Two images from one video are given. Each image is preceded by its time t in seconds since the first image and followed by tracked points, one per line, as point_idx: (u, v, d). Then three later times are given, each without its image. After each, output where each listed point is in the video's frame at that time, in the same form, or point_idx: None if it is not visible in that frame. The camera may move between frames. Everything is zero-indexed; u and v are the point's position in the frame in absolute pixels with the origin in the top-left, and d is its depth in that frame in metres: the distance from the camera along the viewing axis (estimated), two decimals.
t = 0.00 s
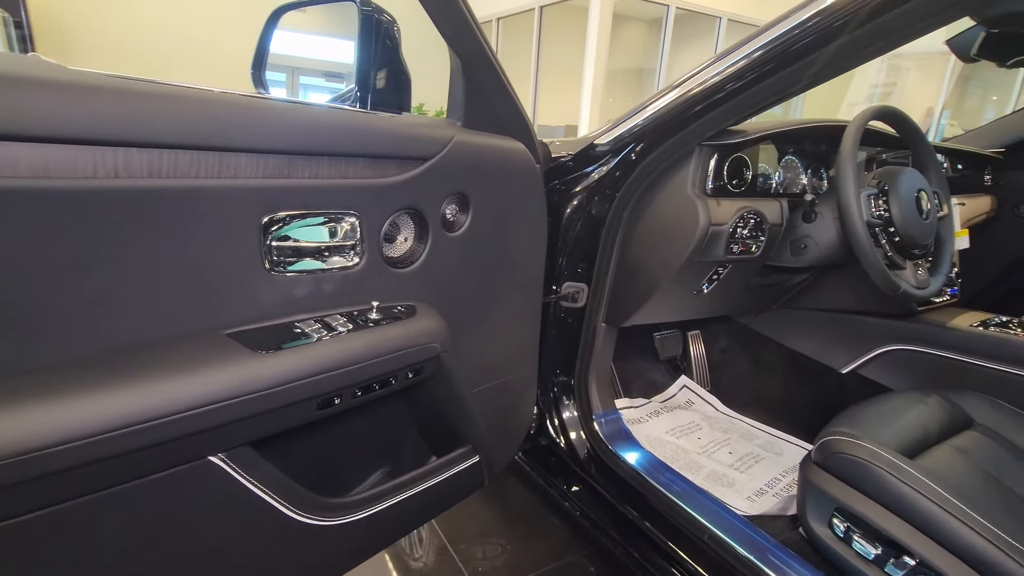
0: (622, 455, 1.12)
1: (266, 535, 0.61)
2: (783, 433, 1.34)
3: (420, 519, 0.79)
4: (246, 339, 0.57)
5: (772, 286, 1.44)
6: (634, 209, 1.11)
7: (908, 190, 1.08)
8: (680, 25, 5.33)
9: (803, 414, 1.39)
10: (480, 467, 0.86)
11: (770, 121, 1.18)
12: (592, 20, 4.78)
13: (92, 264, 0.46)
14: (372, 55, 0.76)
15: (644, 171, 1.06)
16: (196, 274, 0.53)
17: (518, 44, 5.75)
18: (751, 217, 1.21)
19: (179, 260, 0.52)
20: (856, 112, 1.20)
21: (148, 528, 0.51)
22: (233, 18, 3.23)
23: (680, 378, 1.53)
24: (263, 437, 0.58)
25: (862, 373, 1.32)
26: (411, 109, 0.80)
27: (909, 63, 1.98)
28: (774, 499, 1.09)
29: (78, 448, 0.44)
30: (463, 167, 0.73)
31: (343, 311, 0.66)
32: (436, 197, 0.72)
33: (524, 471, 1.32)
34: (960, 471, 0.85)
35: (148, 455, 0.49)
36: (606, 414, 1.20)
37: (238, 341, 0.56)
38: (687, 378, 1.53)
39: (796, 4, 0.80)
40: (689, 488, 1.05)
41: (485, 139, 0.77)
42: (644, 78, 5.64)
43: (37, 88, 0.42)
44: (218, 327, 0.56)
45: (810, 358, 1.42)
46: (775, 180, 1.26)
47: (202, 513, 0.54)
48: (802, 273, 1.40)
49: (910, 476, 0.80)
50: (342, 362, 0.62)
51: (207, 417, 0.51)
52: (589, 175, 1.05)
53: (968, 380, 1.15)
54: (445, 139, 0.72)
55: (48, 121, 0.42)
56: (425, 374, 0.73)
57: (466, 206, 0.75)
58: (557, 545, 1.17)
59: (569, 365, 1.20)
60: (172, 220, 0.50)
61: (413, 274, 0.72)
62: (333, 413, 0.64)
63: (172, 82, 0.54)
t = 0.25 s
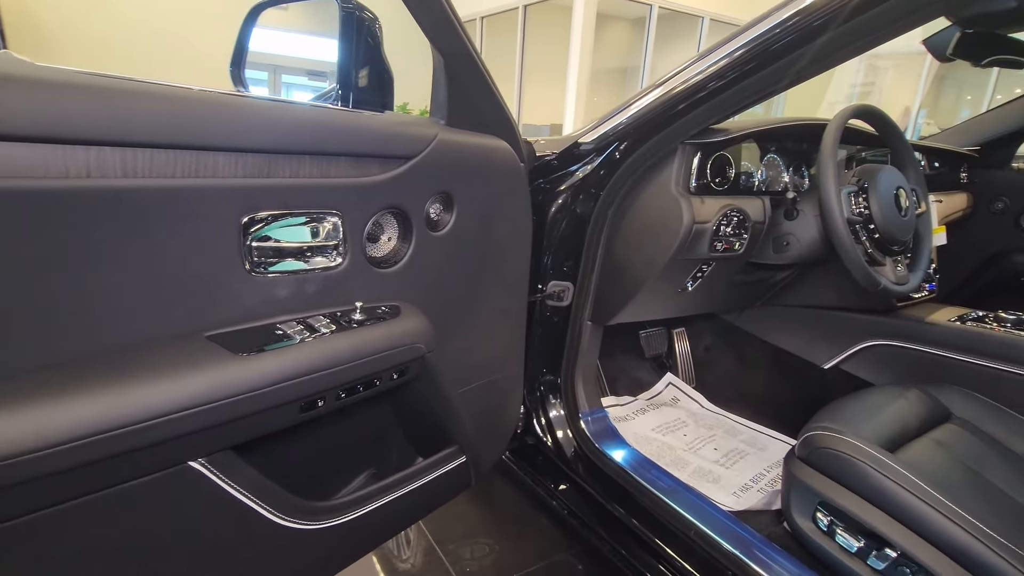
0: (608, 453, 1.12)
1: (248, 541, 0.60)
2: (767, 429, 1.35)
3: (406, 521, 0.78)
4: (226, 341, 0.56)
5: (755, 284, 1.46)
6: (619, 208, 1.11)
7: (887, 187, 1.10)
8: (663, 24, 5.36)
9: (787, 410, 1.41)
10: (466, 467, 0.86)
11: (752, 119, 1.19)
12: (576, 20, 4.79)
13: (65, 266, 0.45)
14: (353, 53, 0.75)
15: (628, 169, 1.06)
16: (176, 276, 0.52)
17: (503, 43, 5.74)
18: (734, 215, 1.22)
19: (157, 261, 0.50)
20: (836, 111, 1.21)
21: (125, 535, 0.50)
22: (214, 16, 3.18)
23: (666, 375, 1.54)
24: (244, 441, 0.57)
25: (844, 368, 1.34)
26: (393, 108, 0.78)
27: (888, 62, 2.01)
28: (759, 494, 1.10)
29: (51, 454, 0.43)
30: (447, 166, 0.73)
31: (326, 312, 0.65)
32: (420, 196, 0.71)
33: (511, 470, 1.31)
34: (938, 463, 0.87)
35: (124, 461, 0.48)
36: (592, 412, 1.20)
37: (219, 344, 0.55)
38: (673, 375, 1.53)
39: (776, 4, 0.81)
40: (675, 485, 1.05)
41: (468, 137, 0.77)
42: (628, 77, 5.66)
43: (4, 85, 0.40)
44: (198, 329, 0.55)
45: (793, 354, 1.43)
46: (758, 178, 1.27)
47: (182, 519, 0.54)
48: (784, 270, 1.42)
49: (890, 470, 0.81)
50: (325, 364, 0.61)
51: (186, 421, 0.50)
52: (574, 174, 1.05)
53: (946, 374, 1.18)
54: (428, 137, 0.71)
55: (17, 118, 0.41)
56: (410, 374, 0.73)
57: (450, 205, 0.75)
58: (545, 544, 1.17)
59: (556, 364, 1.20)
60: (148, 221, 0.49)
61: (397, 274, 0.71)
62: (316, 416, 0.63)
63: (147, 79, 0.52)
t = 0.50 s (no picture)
0: (593, 453, 1.12)
1: (228, 551, 0.58)
2: (749, 425, 1.37)
3: (390, 525, 0.77)
4: (201, 347, 0.55)
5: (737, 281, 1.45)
6: (601, 207, 1.11)
7: (865, 185, 1.12)
8: (643, 23, 5.39)
9: (768, 406, 1.42)
10: (450, 470, 0.85)
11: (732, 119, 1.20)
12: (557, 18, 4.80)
13: (31, 272, 0.43)
14: (331, 51, 0.74)
15: (611, 168, 1.06)
16: (148, 280, 0.51)
17: (484, 42, 5.72)
18: (716, 213, 1.22)
19: (128, 266, 0.49)
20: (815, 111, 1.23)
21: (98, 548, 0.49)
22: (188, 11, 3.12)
23: (650, 373, 1.54)
24: (222, 449, 0.56)
25: (824, 364, 1.36)
26: (372, 107, 0.78)
27: (864, 62, 2.04)
28: (743, 490, 1.11)
29: (18, 468, 0.42)
30: (427, 166, 0.72)
31: (305, 316, 0.64)
32: (400, 196, 0.70)
33: (496, 471, 1.30)
34: (916, 457, 0.88)
35: (95, 473, 0.46)
36: (577, 411, 1.20)
37: (193, 350, 0.54)
38: (656, 373, 1.54)
39: (754, 5, 0.82)
40: (659, 483, 1.05)
41: (448, 136, 0.76)
42: (609, 76, 5.68)
43: None
44: (172, 335, 0.53)
45: (774, 351, 1.45)
46: (738, 177, 1.28)
47: (158, 531, 0.52)
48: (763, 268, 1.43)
49: (870, 465, 0.82)
50: (305, 369, 0.60)
51: (160, 430, 0.49)
52: (556, 173, 1.05)
53: (922, 369, 1.20)
54: (407, 137, 0.70)
55: None
56: (392, 378, 0.72)
57: (432, 206, 0.74)
58: (531, 544, 1.17)
59: (540, 364, 1.20)
60: (119, 225, 0.48)
61: (378, 276, 0.70)
62: (296, 421, 0.62)
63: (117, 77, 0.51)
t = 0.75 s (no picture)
0: (580, 450, 1.12)
1: (209, 557, 0.57)
2: (734, 420, 1.38)
3: (375, 527, 0.76)
4: (177, 350, 0.53)
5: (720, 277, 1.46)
6: (585, 204, 1.11)
7: (845, 182, 1.13)
8: (626, 20, 5.40)
9: (753, 400, 1.44)
10: (436, 470, 0.85)
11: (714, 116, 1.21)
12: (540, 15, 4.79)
13: None
14: (310, 47, 0.73)
15: (594, 165, 1.05)
16: (120, 282, 0.49)
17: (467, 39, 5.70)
18: (699, 210, 1.23)
19: (100, 267, 0.48)
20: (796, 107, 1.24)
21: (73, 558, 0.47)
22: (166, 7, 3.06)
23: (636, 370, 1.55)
24: (200, 453, 0.54)
25: (807, 358, 1.36)
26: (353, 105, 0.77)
27: (843, 59, 2.06)
28: (728, 485, 1.12)
29: None
30: (409, 163, 0.71)
31: (285, 317, 0.63)
32: (382, 194, 0.69)
33: (482, 470, 1.30)
34: (897, 450, 0.90)
35: (67, 480, 0.45)
36: (563, 409, 1.20)
37: (169, 353, 0.53)
38: (642, 370, 1.55)
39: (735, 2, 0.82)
40: (646, 479, 1.06)
41: (429, 132, 0.75)
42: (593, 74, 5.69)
43: None
44: (147, 338, 0.52)
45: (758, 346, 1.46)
46: (721, 173, 1.29)
47: (135, 538, 0.51)
48: (746, 264, 1.44)
49: (853, 458, 0.83)
50: (285, 370, 0.59)
51: (135, 436, 0.48)
52: (540, 170, 1.05)
53: (902, 362, 1.22)
54: (389, 134, 0.69)
55: None
56: (376, 378, 0.71)
57: (414, 204, 0.73)
58: (519, 542, 1.16)
59: (526, 362, 1.19)
60: (89, 225, 0.46)
61: (360, 275, 0.69)
62: (277, 424, 0.61)
63: (88, 73, 0.49)
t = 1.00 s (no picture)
0: (566, 447, 1.12)
1: (190, 563, 0.56)
2: (718, 415, 1.39)
3: (361, 529, 0.76)
4: (154, 352, 0.52)
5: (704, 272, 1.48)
6: (570, 201, 1.10)
7: (826, 177, 1.14)
8: (608, 18, 5.41)
9: (737, 395, 1.45)
10: (422, 469, 0.84)
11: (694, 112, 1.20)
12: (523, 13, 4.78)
13: None
14: (289, 42, 0.72)
15: (579, 161, 1.05)
16: (94, 282, 0.48)
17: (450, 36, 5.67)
18: (683, 206, 1.23)
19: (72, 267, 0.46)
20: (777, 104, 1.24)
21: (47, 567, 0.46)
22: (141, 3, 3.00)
23: (621, 366, 1.55)
24: (179, 457, 0.53)
25: (789, 353, 1.38)
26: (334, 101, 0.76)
27: (821, 57, 2.08)
28: (713, 479, 1.12)
29: None
30: (392, 159, 0.70)
31: (266, 316, 0.62)
32: (363, 191, 0.68)
33: (469, 468, 1.29)
34: (878, 442, 0.91)
35: (39, 488, 0.44)
36: (550, 406, 1.20)
37: (145, 355, 0.51)
38: (627, 366, 1.55)
39: None
40: (632, 475, 1.06)
41: (412, 128, 0.74)
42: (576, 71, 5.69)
43: None
44: (122, 340, 0.50)
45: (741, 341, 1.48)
46: (704, 169, 1.29)
47: (112, 545, 0.50)
48: (729, 259, 1.45)
49: (836, 450, 0.84)
50: (266, 372, 0.58)
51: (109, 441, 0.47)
52: (524, 167, 1.05)
53: (882, 355, 1.23)
54: (371, 130, 0.68)
55: None
56: (359, 378, 0.70)
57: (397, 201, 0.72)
58: (506, 539, 1.16)
59: (511, 360, 1.19)
60: (60, 224, 0.45)
61: (343, 273, 0.68)
62: (258, 426, 0.60)
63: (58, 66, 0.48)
